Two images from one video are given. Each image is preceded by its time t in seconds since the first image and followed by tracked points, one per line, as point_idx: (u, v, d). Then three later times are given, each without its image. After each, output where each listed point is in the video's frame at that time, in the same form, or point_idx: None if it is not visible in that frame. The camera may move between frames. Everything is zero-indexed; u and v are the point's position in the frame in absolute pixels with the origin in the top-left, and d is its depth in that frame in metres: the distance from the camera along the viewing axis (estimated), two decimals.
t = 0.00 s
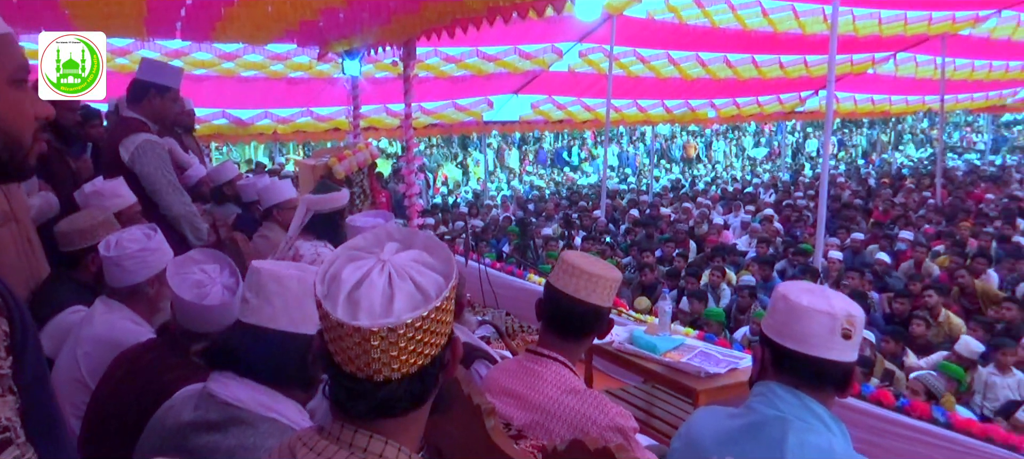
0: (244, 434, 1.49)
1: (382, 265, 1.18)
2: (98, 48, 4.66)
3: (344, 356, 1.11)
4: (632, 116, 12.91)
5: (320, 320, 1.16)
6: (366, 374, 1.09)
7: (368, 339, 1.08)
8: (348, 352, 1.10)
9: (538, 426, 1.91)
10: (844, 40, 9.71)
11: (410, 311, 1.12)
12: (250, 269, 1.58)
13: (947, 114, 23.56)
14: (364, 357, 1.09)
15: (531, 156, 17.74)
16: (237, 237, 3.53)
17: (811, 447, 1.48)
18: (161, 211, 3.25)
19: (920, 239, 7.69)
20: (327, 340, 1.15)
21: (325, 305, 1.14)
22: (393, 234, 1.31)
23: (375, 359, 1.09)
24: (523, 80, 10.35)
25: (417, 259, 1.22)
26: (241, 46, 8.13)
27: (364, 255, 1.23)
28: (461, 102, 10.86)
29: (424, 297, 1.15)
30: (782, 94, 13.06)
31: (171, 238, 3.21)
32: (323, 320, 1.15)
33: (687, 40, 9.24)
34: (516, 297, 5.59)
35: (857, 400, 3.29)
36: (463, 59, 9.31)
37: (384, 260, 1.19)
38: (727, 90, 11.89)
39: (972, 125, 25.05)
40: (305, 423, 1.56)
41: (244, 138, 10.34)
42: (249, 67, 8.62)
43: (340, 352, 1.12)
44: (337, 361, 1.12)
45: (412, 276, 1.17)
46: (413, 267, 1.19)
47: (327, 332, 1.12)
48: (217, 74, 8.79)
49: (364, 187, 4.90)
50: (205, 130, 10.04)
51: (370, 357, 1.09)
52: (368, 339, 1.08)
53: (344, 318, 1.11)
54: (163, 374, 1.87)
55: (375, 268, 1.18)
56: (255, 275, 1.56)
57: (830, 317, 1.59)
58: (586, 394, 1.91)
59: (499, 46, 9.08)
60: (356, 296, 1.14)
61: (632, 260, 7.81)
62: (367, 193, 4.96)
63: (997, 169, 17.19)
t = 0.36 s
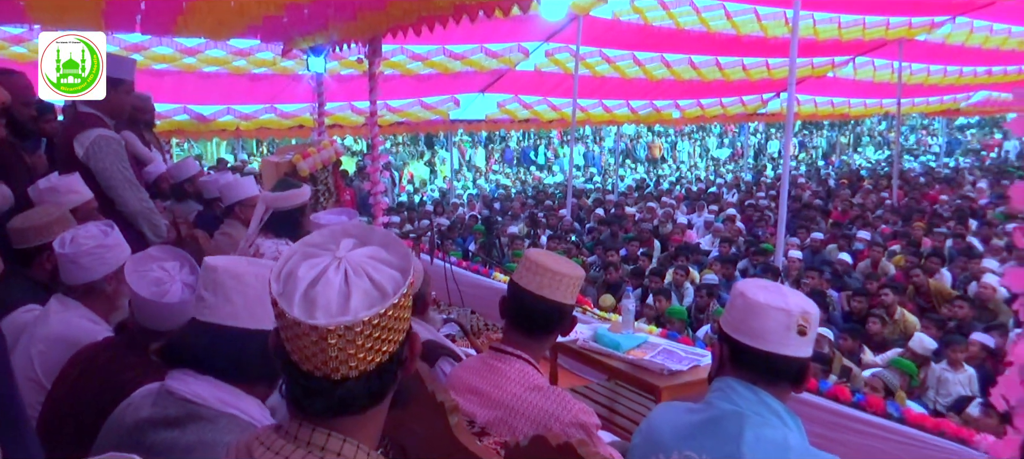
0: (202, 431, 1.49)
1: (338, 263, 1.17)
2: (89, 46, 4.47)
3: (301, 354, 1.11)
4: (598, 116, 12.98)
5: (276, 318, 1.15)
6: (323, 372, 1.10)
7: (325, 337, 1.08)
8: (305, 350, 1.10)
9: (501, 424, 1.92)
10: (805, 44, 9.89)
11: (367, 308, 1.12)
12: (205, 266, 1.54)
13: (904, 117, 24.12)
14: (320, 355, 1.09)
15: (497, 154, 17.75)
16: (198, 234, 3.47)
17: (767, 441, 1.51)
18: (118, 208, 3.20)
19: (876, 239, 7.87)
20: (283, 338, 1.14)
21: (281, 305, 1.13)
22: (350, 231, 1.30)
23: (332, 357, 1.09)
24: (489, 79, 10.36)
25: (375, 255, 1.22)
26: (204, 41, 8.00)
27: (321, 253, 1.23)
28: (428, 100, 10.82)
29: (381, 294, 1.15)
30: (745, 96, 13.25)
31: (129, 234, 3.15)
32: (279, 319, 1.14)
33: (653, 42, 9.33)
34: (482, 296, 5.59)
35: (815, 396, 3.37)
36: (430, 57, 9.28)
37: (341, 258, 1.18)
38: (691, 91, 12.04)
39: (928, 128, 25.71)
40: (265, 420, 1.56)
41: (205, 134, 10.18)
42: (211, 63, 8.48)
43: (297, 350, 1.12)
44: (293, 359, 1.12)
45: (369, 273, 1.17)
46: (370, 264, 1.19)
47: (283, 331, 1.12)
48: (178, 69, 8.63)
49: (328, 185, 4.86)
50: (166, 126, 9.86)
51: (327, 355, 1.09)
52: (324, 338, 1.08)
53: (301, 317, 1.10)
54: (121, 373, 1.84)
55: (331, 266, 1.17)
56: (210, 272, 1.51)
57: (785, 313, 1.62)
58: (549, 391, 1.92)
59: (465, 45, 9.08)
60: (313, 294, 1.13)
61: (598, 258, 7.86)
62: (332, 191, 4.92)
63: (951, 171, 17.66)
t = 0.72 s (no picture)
0: (175, 429, 1.49)
1: (294, 258, 1.17)
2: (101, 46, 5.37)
3: (261, 352, 1.11)
4: (576, 115, 13.01)
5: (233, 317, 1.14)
6: (286, 369, 1.09)
7: (285, 332, 1.07)
8: (265, 348, 1.10)
9: (476, 421, 1.92)
10: (780, 45, 9.99)
11: (326, 301, 1.12)
12: (161, 274, 1.47)
13: (877, 117, 24.45)
14: (282, 352, 1.09)
15: (476, 153, 17.74)
16: (171, 233, 3.44)
17: (737, 434, 1.53)
18: (88, 206, 3.14)
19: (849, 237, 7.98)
20: (243, 337, 1.13)
21: (238, 302, 1.12)
22: (304, 229, 1.30)
23: (295, 353, 1.08)
24: (467, 77, 10.35)
25: (331, 250, 1.22)
26: (177, 38, 7.91)
27: (276, 250, 1.22)
28: (405, 99, 10.79)
29: (340, 286, 1.15)
30: (721, 95, 13.34)
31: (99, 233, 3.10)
32: (236, 318, 1.13)
33: (629, 41, 9.38)
34: (460, 295, 5.60)
35: (788, 391, 3.41)
36: (407, 56, 9.25)
37: (297, 253, 1.18)
38: (668, 90, 12.12)
39: (900, 128, 26.08)
40: (240, 419, 1.57)
41: (180, 133, 10.06)
42: (185, 60, 8.39)
43: (257, 348, 1.11)
44: (254, 357, 1.12)
45: (326, 267, 1.17)
46: (327, 258, 1.19)
47: (241, 328, 1.11)
48: (151, 66, 8.52)
49: (305, 183, 4.83)
50: (139, 124, 9.74)
51: (290, 352, 1.09)
52: (285, 333, 1.07)
53: (259, 314, 1.09)
54: (92, 373, 1.82)
55: (288, 261, 1.16)
56: (172, 278, 1.45)
57: (757, 308, 1.64)
58: (524, 388, 1.92)
59: (443, 43, 9.06)
60: (270, 291, 1.13)
61: (576, 257, 7.89)
62: (308, 190, 4.89)
63: (923, 170, 17.94)
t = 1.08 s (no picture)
0: (142, 428, 1.49)
1: (244, 256, 1.17)
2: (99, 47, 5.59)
3: (214, 353, 1.10)
4: (550, 112, 13.04)
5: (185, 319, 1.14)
6: (240, 369, 1.09)
7: (235, 333, 1.07)
8: (218, 349, 1.09)
9: (448, 416, 1.93)
10: (751, 42, 10.09)
11: (277, 297, 1.11)
12: (121, 283, 1.45)
13: (847, 113, 24.82)
14: (236, 351, 1.09)
15: (451, 151, 17.70)
16: (140, 233, 3.39)
17: (704, 424, 1.53)
18: (54, 205, 3.09)
19: (820, 232, 8.09)
20: (195, 339, 1.13)
21: (187, 304, 1.12)
22: (254, 226, 1.30)
23: (248, 353, 1.08)
24: (441, 74, 10.33)
25: (281, 246, 1.22)
26: (145, 35, 7.79)
27: (224, 249, 1.22)
28: (379, 96, 10.74)
29: (291, 282, 1.15)
30: (694, 92, 13.44)
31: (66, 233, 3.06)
32: (186, 319, 1.13)
33: (603, 38, 9.41)
34: (435, 293, 5.59)
35: (759, 383, 3.46)
36: (381, 53, 9.20)
37: (245, 251, 1.17)
38: (642, 87, 12.18)
39: (869, 123, 26.45)
40: (207, 416, 1.57)
41: (150, 131, 9.92)
42: (154, 57, 8.27)
43: (210, 349, 1.11)
44: (208, 359, 1.11)
45: (276, 263, 1.17)
46: (276, 254, 1.19)
47: (193, 329, 1.11)
48: (120, 63, 8.36)
49: (277, 181, 4.78)
50: (107, 123, 9.59)
51: (241, 351, 1.08)
52: (235, 334, 1.07)
53: (209, 314, 1.09)
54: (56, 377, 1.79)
55: (236, 259, 1.16)
56: (134, 288, 1.44)
57: (725, 301, 1.67)
58: (497, 383, 1.93)
59: (417, 40, 9.03)
60: (220, 290, 1.13)
61: (551, 254, 7.91)
62: (281, 188, 4.85)
63: (892, 165, 18.22)
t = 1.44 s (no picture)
0: (103, 429, 1.48)
1: (221, 252, 1.18)
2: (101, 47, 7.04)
3: (184, 347, 1.10)
4: (519, 108, 13.07)
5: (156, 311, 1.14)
6: (209, 363, 1.09)
7: (208, 327, 1.07)
8: (189, 342, 1.09)
9: (415, 412, 1.93)
10: (717, 39, 10.21)
11: (252, 294, 1.12)
12: (73, 290, 1.43)
13: (811, 109, 25.23)
14: (206, 346, 1.09)
15: (420, 147, 17.64)
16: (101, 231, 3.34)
17: (668, 416, 1.55)
18: (11, 203, 3.03)
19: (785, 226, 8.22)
20: (164, 331, 1.12)
21: (160, 295, 1.12)
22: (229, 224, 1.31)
23: (219, 348, 1.08)
24: (409, 71, 10.29)
25: (257, 245, 1.23)
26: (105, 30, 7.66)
27: (202, 245, 1.23)
28: (346, 92, 10.68)
29: (266, 280, 1.16)
30: (660, 89, 13.57)
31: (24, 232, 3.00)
32: (158, 310, 1.12)
33: (570, 35, 9.45)
34: (405, 290, 5.59)
35: (724, 375, 3.52)
36: (347, 49, 9.14)
37: (223, 247, 1.19)
38: (609, 84, 12.27)
39: (832, 120, 26.90)
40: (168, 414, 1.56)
41: (111, 128, 9.76)
42: (114, 53, 8.13)
43: (179, 344, 1.11)
44: (176, 352, 1.11)
45: (253, 261, 1.18)
46: (253, 252, 1.20)
47: (165, 321, 1.10)
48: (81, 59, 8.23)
49: (243, 179, 4.74)
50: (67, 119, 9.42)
51: (212, 347, 1.08)
52: (207, 329, 1.07)
53: (182, 306, 1.09)
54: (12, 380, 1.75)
55: (213, 255, 1.17)
56: (87, 295, 1.42)
57: (689, 295, 1.71)
58: (464, 379, 1.94)
59: (384, 36, 8.99)
60: (194, 284, 1.13)
61: (520, 249, 7.93)
62: (246, 185, 4.80)
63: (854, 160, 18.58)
